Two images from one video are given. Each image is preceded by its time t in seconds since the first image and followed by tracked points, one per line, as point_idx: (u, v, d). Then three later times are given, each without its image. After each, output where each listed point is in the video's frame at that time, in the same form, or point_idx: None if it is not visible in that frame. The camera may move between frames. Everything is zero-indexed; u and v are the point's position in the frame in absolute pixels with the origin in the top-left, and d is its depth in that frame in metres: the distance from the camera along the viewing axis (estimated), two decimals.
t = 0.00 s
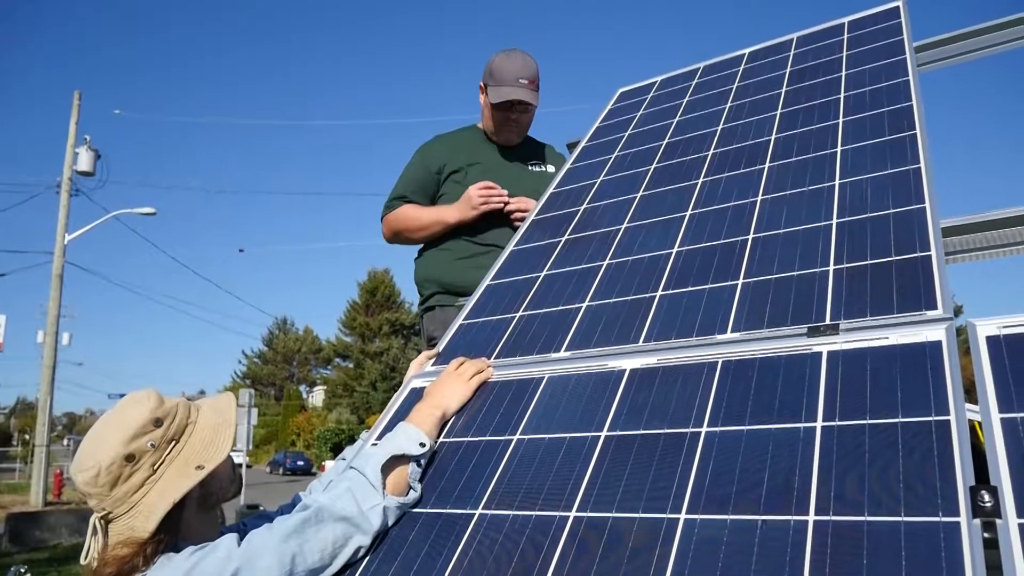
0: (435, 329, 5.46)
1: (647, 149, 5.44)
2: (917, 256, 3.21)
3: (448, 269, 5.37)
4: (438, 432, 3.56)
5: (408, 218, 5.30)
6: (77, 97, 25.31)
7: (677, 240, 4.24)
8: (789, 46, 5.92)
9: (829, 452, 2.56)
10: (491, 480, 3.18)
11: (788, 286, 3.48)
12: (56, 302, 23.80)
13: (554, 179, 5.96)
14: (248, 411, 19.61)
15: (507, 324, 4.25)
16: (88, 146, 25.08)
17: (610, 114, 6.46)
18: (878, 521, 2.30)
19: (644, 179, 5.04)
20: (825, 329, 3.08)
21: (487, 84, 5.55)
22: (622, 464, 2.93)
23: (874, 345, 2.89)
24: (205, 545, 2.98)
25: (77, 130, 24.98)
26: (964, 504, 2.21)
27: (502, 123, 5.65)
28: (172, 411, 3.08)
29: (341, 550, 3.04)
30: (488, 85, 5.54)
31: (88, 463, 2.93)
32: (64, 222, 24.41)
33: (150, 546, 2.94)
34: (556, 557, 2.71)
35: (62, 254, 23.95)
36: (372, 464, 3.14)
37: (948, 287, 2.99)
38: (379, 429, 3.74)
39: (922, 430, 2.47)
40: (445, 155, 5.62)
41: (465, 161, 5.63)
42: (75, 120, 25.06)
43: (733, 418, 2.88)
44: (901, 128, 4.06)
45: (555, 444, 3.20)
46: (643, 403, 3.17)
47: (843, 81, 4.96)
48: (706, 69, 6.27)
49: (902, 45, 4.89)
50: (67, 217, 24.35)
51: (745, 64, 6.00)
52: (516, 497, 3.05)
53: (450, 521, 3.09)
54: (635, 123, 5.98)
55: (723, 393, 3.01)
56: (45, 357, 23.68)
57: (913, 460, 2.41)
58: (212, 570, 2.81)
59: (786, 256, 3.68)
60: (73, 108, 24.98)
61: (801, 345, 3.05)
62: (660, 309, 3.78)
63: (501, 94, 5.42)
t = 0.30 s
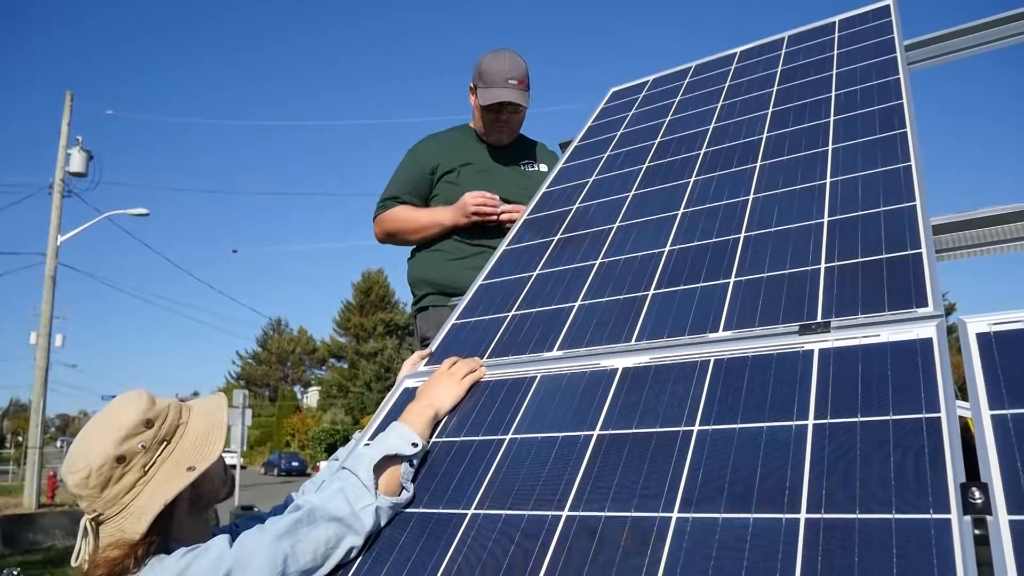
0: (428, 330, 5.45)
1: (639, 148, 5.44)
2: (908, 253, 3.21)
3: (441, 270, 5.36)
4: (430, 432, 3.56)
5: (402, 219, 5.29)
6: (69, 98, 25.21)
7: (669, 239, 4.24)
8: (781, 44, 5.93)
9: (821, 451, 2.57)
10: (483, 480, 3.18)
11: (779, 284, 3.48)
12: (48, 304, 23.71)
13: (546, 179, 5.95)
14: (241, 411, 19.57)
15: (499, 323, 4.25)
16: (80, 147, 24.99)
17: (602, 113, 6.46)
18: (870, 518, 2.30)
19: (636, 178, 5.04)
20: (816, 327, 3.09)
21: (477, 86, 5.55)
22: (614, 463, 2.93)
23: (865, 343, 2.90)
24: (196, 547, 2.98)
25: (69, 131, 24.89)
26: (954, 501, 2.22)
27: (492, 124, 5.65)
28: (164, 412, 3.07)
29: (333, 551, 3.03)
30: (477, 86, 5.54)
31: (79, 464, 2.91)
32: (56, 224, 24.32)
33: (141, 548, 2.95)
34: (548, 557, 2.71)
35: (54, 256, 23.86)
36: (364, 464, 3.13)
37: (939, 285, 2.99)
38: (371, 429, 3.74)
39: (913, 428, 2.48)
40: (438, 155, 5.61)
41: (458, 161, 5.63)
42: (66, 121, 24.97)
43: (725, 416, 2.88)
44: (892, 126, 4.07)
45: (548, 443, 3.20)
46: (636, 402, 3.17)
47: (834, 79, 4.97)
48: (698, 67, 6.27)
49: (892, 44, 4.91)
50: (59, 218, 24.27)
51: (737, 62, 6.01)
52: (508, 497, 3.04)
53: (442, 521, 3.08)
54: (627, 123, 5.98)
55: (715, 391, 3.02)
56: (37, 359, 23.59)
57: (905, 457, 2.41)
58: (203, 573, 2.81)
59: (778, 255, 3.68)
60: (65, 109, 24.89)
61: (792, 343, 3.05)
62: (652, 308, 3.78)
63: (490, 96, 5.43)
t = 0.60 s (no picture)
0: (424, 329, 5.43)
1: (637, 147, 5.43)
2: (907, 251, 3.21)
3: (438, 270, 5.36)
4: (429, 431, 3.55)
5: (401, 219, 5.27)
6: (65, 98, 25.16)
7: (668, 237, 4.23)
8: (779, 43, 5.92)
9: (821, 449, 2.56)
10: (482, 479, 3.17)
11: (779, 283, 3.47)
12: (45, 304, 23.68)
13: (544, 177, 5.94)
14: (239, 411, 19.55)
15: (498, 322, 4.24)
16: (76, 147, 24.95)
17: (600, 111, 6.45)
18: (870, 516, 2.29)
19: (634, 177, 5.03)
20: (815, 325, 3.08)
21: (475, 83, 5.53)
22: (613, 462, 2.92)
23: (864, 341, 2.89)
24: (194, 546, 2.96)
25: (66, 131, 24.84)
26: (955, 499, 2.21)
27: (491, 121, 5.63)
28: (162, 411, 3.05)
29: (332, 550, 3.02)
30: (476, 83, 5.53)
31: (76, 463, 2.90)
32: (53, 224, 24.27)
33: (139, 547, 2.92)
34: (547, 556, 2.69)
35: (51, 256, 23.82)
36: (363, 462, 3.11)
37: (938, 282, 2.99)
38: (370, 429, 3.73)
39: (913, 426, 2.47)
40: (436, 153, 5.60)
41: (455, 160, 5.61)
42: (63, 121, 24.92)
43: (725, 415, 2.87)
44: (891, 124, 4.06)
45: (547, 442, 3.19)
46: (635, 400, 3.16)
47: (833, 78, 4.96)
48: (696, 66, 6.27)
49: (891, 42, 4.90)
50: (56, 218, 24.23)
51: (735, 61, 6.00)
52: (507, 496, 3.03)
53: (441, 520, 3.07)
54: (625, 121, 5.97)
55: (714, 389, 3.01)
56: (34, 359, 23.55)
57: (905, 455, 2.40)
58: (201, 572, 2.79)
59: (777, 253, 3.67)
60: (61, 109, 24.84)
61: (792, 341, 3.04)
62: (651, 307, 3.77)
63: (489, 93, 5.41)
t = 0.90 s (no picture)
0: (424, 326, 5.43)
1: (638, 143, 5.42)
2: (909, 248, 3.20)
3: (438, 267, 5.35)
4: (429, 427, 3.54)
5: (400, 219, 5.26)
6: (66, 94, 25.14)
7: (669, 234, 4.23)
8: (781, 40, 5.91)
9: (821, 446, 2.55)
10: (483, 474, 3.17)
11: (780, 280, 3.47)
12: (45, 299, 23.67)
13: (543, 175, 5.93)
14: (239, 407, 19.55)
15: (498, 319, 4.23)
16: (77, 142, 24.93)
17: (600, 109, 6.44)
18: (871, 513, 2.29)
19: (635, 173, 5.02)
20: (816, 323, 3.07)
21: (476, 78, 5.52)
22: (614, 458, 2.92)
23: (865, 338, 2.89)
24: (193, 541, 2.95)
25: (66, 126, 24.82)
26: (957, 497, 2.21)
27: (491, 117, 5.63)
28: (162, 406, 3.04)
29: (332, 545, 3.03)
30: (477, 79, 5.52)
31: (75, 457, 2.89)
32: (53, 219, 24.26)
33: (138, 542, 2.91)
34: (547, 552, 2.69)
35: (51, 251, 23.82)
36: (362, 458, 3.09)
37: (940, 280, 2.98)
38: (369, 424, 3.72)
39: (915, 423, 2.47)
40: (435, 151, 5.59)
41: (455, 157, 5.60)
42: (64, 116, 24.90)
43: (725, 411, 2.87)
44: (893, 121, 4.05)
45: (547, 437, 3.19)
46: (635, 397, 3.15)
47: (834, 75, 4.95)
48: (697, 63, 6.26)
49: (893, 40, 4.89)
50: (56, 214, 24.22)
51: (737, 58, 5.99)
52: (507, 491, 3.03)
53: (440, 516, 3.07)
54: (626, 118, 5.96)
55: (715, 385, 3.01)
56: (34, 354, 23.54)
57: (907, 452, 2.40)
58: (201, 567, 2.79)
59: (778, 250, 3.67)
60: (62, 104, 24.82)
61: (793, 338, 3.04)
62: (652, 304, 3.77)
63: (489, 89, 5.40)
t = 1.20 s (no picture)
0: (424, 322, 5.43)
1: (639, 139, 5.42)
2: (911, 244, 3.19)
3: (438, 263, 5.35)
4: (430, 423, 3.54)
5: (400, 216, 5.26)
6: (66, 89, 25.12)
7: (670, 230, 4.22)
8: (782, 36, 5.89)
9: (823, 442, 2.55)
10: (484, 469, 3.17)
11: (781, 276, 3.46)
12: (46, 294, 23.69)
13: (544, 171, 5.92)
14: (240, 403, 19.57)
15: (499, 315, 4.23)
16: (78, 138, 24.92)
17: (601, 104, 6.43)
18: (872, 510, 2.29)
19: (636, 169, 5.02)
20: (818, 319, 3.07)
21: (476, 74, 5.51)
22: (615, 454, 2.92)
23: (867, 335, 2.88)
24: (194, 537, 2.95)
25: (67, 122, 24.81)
26: (959, 494, 2.21)
27: (491, 113, 5.62)
28: (164, 402, 3.04)
29: (333, 541, 3.03)
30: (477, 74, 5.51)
31: (77, 453, 2.89)
32: (54, 215, 24.27)
33: (140, 538, 2.90)
34: (548, 549, 2.69)
35: (52, 247, 23.82)
36: (363, 454, 3.09)
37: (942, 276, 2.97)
38: (370, 419, 3.72)
39: (916, 418, 2.47)
40: (436, 147, 5.58)
41: (455, 154, 5.59)
42: (65, 112, 24.89)
43: (726, 408, 2.87)
44: (895, 117, 4.04)
45: (548, 434, 3.19)
46: (636, 394, 3.15)
47: (836, 70, 4.94)
48: (699, 59, 6.24)
49: (895, 35, 4.88)
50: (57, 210, 24.22)
51: (738, 54, 5.98)
52: (508, 488, 3.03)
53: (441, 512, 3.07)
54: (627, 114, 5.95)
55: (716, 382, 3.01)
56: (36, 350, 23.56)
57: (908, 448, 2.40)
58: (201, 564, 2.79)
59: (780, 245, 3.66)
60: (63, 100, 24.81)
61: (794, 334, 3.03)
62: (653, 300, 3.76)
63: (489, 84, 5.39)
